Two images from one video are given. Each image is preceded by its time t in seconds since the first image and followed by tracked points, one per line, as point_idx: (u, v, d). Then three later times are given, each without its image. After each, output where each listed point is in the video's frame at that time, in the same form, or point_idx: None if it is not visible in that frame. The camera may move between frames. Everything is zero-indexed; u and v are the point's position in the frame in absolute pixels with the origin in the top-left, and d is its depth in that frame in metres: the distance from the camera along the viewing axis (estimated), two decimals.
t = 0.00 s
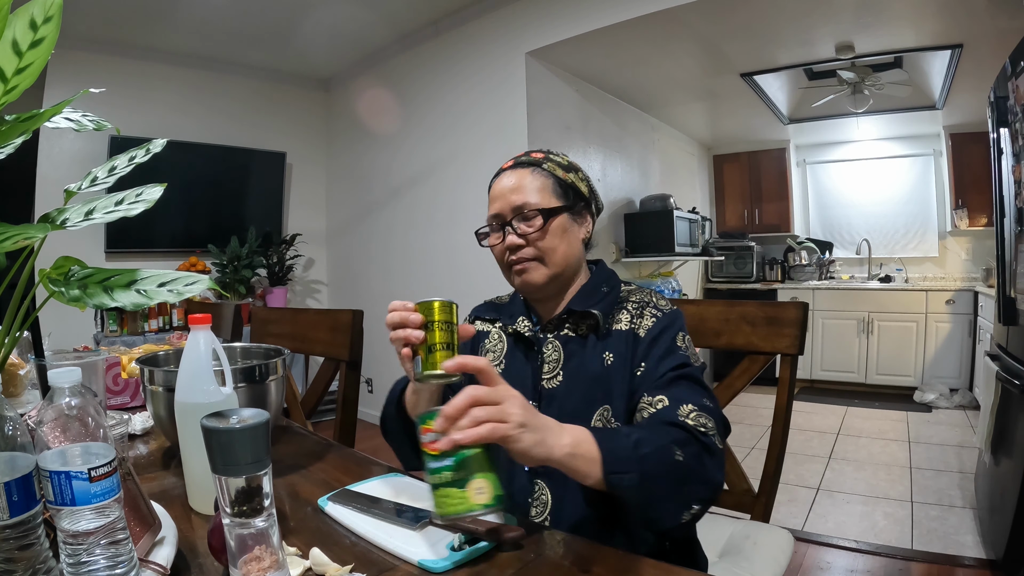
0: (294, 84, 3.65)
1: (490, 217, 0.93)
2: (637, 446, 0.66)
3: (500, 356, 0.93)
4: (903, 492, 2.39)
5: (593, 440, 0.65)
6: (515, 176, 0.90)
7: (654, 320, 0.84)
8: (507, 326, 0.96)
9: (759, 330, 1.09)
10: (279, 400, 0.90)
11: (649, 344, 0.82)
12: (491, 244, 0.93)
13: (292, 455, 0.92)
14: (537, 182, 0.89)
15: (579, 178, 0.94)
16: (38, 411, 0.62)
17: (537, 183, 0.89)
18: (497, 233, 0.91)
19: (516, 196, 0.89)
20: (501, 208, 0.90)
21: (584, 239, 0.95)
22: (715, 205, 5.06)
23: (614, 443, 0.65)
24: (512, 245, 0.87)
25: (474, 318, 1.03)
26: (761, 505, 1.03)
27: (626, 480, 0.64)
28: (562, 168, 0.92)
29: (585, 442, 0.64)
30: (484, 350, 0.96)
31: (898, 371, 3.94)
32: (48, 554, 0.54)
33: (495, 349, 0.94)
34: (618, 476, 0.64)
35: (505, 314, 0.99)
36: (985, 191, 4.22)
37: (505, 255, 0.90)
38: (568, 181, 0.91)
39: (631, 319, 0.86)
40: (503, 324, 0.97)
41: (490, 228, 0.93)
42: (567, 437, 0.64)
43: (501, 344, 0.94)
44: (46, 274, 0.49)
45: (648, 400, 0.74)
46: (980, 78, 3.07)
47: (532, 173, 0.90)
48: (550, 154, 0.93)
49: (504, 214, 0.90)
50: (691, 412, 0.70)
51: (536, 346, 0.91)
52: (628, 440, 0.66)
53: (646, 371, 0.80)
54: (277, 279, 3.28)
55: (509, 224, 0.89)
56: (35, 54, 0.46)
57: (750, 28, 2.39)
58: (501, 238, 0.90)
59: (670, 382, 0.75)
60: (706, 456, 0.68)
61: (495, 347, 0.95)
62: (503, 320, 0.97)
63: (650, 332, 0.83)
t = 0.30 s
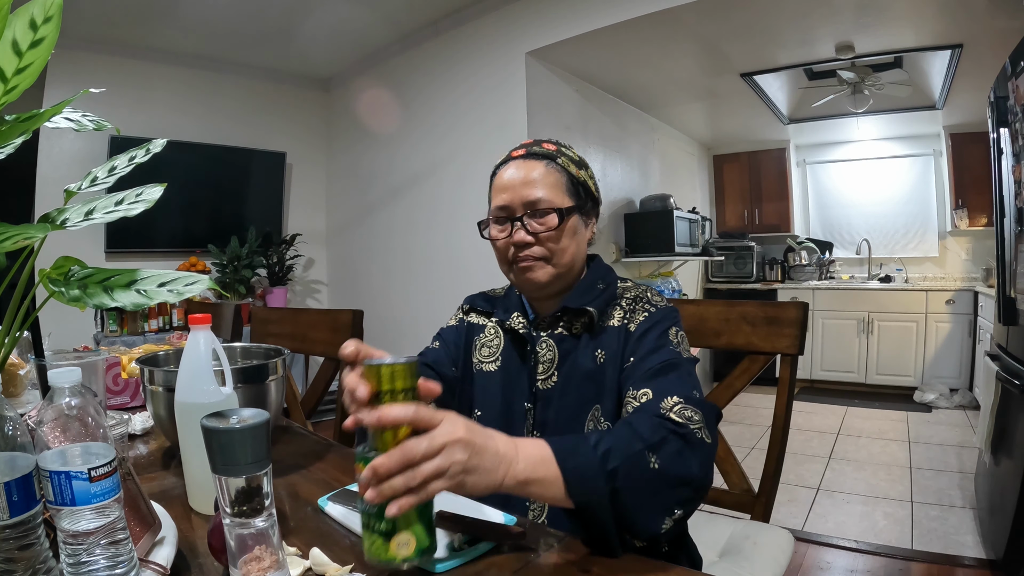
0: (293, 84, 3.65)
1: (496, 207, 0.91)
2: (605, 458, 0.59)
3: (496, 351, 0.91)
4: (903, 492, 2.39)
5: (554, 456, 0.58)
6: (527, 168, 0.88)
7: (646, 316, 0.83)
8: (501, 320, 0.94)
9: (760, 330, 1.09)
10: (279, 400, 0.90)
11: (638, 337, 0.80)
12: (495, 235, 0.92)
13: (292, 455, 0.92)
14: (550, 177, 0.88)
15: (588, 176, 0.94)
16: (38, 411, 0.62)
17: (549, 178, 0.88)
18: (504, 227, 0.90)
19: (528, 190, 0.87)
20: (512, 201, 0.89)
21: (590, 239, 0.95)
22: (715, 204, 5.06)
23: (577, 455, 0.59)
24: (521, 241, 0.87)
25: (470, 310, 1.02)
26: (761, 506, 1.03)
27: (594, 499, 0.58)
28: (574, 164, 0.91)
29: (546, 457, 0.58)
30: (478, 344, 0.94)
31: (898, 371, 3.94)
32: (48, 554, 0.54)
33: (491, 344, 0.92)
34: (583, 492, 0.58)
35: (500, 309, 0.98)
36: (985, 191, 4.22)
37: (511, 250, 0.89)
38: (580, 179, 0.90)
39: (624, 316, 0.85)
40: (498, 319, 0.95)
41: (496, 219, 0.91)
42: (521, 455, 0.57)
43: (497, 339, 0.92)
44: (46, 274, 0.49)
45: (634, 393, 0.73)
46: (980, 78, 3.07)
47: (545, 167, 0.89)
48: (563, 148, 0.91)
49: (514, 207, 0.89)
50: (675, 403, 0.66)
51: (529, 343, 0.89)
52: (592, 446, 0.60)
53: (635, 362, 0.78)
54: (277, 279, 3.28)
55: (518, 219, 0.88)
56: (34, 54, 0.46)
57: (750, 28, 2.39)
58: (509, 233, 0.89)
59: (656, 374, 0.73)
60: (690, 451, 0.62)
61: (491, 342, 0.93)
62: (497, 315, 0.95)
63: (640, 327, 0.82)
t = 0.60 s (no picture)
0: (293, 84, 3.65)
1: (495, 199, 0.89)
2: (577, 489, 0.50)
3: (486, 355, 0.91)
4: (903, 492, 2.38)
5: (517, 501, 0.48)
6: (530, 162, 0.87)
7: (632, 310, 0.81)
8: (492, 322, 0.94)
9: (759, 330, 1.09)
10: (279, 400, 0.90)
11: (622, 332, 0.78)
12: (492, 228, 0.91)
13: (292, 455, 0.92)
14: (554, 174, 0.87)
15: (590, 175, 0.93)
16: (38, 411, 0.62)
17: (553, 175, 0.87)
18: (502, 221, 0.89)
19: (531, 185, 0.86)
20: (513, 195, 0.87)
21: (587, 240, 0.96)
22: (715, 204, 5.06)
23: (546, 491, 0.49)
24: (520, 239, 0.86)
25: (459, 312, 1.02)
26: (761, 506, 1.03)
27: (567, 538, 0.49)
28: (578, 162, 0.91)
29: (508, 502, 0.48)
30: (468, 348, 0.94)
31: (898, 371, 3.94)
32: (48, 553, 0.54)
33: (480, 347, 0.92)
34: (556, 534, 0.48)
35: (490, 309, 0.98)
36: (985, 191, 4.22)
37: (508, 246, 0.88)
38: (583, 178, 0.90)
39: (610, 311, 0.83)
40: (488, 320, 0.95)
41: (494, 212, 0.90)
42: (479, 510, 0.46)
43: (486, 342, 0.92)
44: (46, 274, 0.49)
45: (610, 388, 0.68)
46: (980, 78, 3.07)
47: (550, 164, 0.88)
48: (568, 144, 0.90)
49: (515, 202, 0.88)
50: (653, 399, 0.61)
51: (519, 345, 0.88)
52: (557, 473, 0.51)
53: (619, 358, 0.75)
54: (277, 279, 3.28)
55: (519, 215, 0.87)
56: (34, 54, 0.46)
57: (750, 28, 2.39)
58: (508, 229, 0.88)
59: (636, 369, 0.69)
60: (672, 450, 0.56)
61: (480, 344, 0.92)
62: (487, 316, 0.96)
63: (625, 322, 0.79)
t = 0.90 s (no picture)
0: (293, 84, 3.65)
1: (491, 195, 0.89)
2: (533, 503, 0.50)
3: (476, 360, 0.91)
4: (903, 492, 2.38)
5: (472, 521, 0.49)
6: (530, 160, 0.87)
7: (616, 310, 0.80)
8: (482, 326, 0.93)
9: (759, 330, 1.09)
10: (279, 400, 0.90)
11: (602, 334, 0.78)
12: (487, 225, 0.90)
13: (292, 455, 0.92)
14: (554, 173, 0.87)
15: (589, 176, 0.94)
16: (38, 411, 0.62)
17: (553, 174, 0.87)
18: (498, 218, 0.89)
19: (530, 183, 0.86)
20: (511, 193, 0.87)
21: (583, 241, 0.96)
22: (716, 204, 5.06)
23: (501, 508, 0.49)
24: (517, 238, 0.86)
25: (451, 319, 1.01)
26: (761, 506, 1.03)
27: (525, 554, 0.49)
28: (578, 162, 0.91)
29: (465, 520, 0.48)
30: (460, 353, 0.94)
31: (898, 371, 3.94)
32: (48, 554, 0.53)
33: (471, 353, 0.92)
34: (512, 549, 0.48)
35: (481, 314, 0.97)
36: (985, 190, 4.22)
37: (504, 245, 0.88)
38: (582, 179, 0.90)
39: (597, 313, 0.82)
40: (479, 325, 0.94)
41: (490, 208, 0.90)
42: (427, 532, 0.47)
43: (477, 347, 0.92)
44: (46, 274, 0.49)
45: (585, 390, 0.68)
46: (980, 78, 3.07)
47: (551, 162, 0.87)
48: (569, 143, 0.90)
49: (512, 200, 0.87)
50: (621, 403, 0.61)
51: (509, 348, 0.88)
52: (513, 486, 0.51)
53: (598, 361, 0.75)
54: (277, 279, 3.28)
55: (516, 213, 0.87)
56: (34, 54, 0.46)
57: (750, 29, 2.39)
58: (504, 227, 0.88)
59: (609, 369, 0.68)
60: (632, 459, 0.56)
61: (471, 352, 0.92)
62: (478, 321, 0.95)
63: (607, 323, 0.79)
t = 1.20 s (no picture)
0: (293, 84, 3.64)
1: (488, 196, 0.89)
2: (672, 513, 0.53)
3: (474, 368, 0.91)
4: (903, 492, 2.38)
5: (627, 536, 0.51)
6: (526, 160, 0.87)
7: (638, 318, 0.80)
8: (479, 333, 0.93)
9: (759, 330, 1.09)
10: (280, 400, 0.90)
11: (632, 345, 0.77)
12: (484, 226, 0.90)
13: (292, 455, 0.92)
14: (551, 172, 0.87)
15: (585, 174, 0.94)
16: (38, 411, 0.62)
17: (549, 173, 0.87)
18: (496, 220, 0.89)
19: (527, 183, 0.86)
20: (508, 194, 0.87)
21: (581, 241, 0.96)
22: (715, 204, 5.06)
23: (646, 522, 0.52)
24: (515, 240, 0.86)
25: (448, 326, 1.00)
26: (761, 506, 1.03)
27: (677, 563, 0.51)
28: (574, 161, 0.91)
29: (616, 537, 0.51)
30: (457, 361, 0.95)
31: (898, 371, 3.94)
32: (48, 554, 0.54)
33: (468, 361, 0.92)
34: (665, 562, 0.51)
35: (477, 320, 0.96)
36: (985, 190, 4.22)
37: (502, 247, 0.88)
38: (579, 177, 0.90)
39: (610, 322, 0.81)
40: (476, 331, 0.94)
41: (487, 210, 0.90)
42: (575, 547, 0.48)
43: (474, 354, 0.92)
44: (46, 274, 0.49)
45: (639, 408, 0.67)
46: (980, 78, 3.07)
47: (547, 161, 0.88)
48: (565, 142, 0.90)
49: (510, 201, 0.87)
50: (693, 420, 0.62)
51: (512, 356, 0.87)
52: (648, 507, 0.53)
53: (634, 374, 0.75)
54: (277, 279, 3.28)
55: (514, 215, 0.87)
56: (34, 54, 0.46)
57: (750, 28, 2.39)
58: (502, 229, 0.88)
59: (660, 384, 0.69)
60: (724, 474, 0.58)
61: (468, 359, 0.93)
62: (476, 327, 0.94)
63: (633, 334, 0.78)
